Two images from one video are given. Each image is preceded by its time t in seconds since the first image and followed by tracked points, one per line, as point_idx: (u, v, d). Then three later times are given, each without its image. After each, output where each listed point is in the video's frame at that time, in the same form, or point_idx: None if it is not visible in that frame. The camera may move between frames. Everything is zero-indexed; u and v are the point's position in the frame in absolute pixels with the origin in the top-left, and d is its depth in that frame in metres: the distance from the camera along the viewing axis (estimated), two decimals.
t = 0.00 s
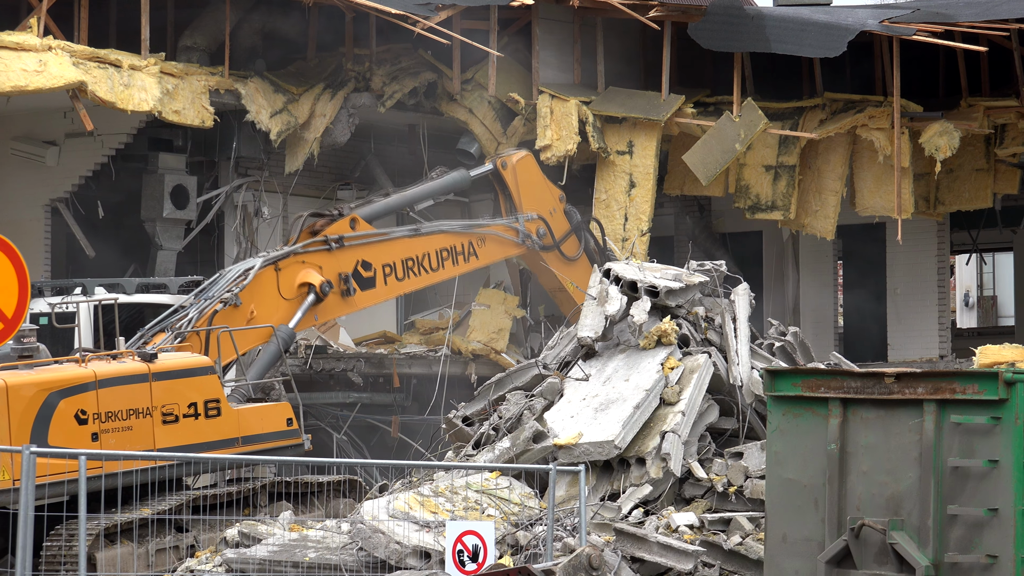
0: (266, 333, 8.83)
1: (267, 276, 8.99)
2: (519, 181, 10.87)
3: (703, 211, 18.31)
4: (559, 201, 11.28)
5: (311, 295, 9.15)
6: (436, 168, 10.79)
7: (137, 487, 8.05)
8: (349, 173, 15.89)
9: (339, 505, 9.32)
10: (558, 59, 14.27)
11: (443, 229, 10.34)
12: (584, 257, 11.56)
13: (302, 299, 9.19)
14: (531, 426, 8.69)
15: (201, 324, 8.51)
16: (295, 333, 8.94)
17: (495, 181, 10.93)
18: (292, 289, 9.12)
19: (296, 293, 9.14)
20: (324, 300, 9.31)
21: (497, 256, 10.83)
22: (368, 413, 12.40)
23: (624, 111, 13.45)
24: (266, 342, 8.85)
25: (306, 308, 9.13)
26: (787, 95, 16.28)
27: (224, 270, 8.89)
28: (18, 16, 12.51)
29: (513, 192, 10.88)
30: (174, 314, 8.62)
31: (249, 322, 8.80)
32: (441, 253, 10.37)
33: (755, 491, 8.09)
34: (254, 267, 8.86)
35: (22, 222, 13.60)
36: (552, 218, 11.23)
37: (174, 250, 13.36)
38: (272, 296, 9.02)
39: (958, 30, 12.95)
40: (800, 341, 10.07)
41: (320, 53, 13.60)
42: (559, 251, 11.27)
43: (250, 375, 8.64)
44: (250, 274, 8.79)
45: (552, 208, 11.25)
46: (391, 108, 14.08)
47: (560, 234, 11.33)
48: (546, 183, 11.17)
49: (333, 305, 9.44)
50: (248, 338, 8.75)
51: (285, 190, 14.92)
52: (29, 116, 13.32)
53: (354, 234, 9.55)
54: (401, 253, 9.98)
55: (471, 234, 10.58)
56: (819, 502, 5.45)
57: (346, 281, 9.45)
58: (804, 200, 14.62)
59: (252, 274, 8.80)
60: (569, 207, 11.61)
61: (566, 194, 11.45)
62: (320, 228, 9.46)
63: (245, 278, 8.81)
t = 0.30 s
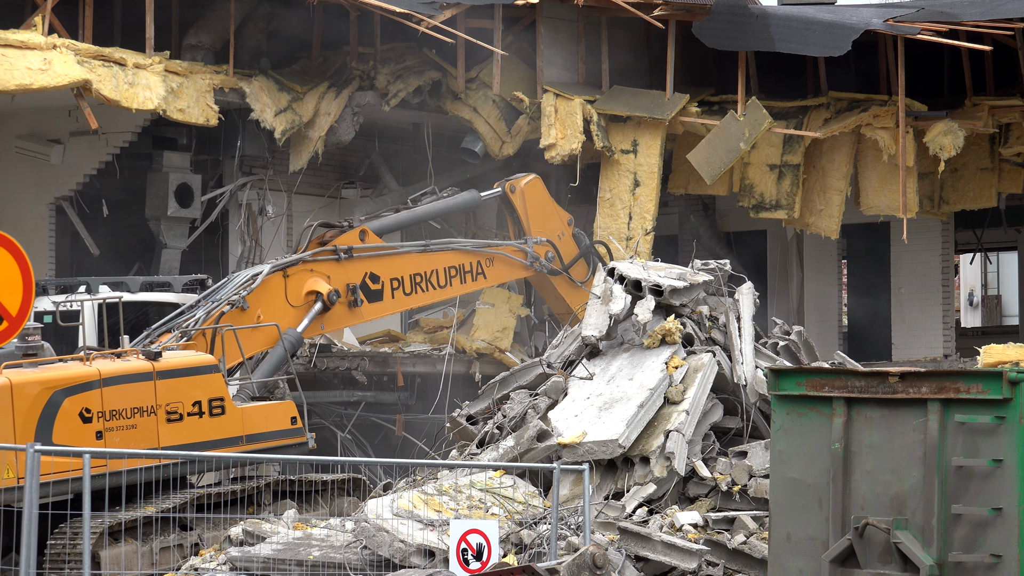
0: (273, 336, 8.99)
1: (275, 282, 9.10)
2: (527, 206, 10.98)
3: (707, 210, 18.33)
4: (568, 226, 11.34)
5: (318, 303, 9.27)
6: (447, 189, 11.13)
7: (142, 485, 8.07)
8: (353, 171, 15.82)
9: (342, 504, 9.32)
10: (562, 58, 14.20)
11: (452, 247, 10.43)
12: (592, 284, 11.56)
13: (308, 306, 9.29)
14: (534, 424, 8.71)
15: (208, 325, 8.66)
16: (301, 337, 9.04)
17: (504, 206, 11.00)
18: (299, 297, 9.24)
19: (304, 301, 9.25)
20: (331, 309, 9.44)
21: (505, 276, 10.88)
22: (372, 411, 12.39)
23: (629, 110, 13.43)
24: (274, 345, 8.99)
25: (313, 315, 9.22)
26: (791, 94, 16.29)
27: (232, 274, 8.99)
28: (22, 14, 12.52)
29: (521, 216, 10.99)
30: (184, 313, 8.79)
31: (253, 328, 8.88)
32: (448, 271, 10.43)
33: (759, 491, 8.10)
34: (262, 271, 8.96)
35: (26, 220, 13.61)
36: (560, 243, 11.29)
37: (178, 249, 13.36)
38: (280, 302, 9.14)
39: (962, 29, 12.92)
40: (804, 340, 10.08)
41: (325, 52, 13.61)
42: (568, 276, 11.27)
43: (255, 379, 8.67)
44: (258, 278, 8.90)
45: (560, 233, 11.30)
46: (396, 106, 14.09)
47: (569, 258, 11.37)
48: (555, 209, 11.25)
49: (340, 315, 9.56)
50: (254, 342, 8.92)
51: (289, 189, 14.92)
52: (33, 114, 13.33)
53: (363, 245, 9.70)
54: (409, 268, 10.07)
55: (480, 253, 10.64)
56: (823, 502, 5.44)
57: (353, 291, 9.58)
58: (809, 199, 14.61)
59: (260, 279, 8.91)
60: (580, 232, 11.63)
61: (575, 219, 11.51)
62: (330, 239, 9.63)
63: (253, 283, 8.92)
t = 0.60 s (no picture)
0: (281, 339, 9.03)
1: (286, 286, 9.19)
2: (538, 227, 11.19)
3: (714, 208, 18.35)
4: (580, 245, 11.58)
5: (327, 309, 9.37)
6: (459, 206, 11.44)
7: (148, 482, 8.09)
8: (361, 168, 15.90)
9: (349, 500, 9.36)
10: (569, 57, 14.25)
11: (465, 262, 10.54)
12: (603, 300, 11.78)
13: (318, 312, 9.39)
14: (541, 422, 8.72)
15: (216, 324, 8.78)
16: (310, 340, 9.06)
17: (515, 227, 11.23)
18: (310, 303, 9.33)
19: (313, 306, 9.34)
20: (340, 316, 9.53)
21: (516, 294, 11.03)
22: (378, 409, 12.37)
23: (636, 108, 13.45)
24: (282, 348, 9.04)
25: (322, 320, 9.33)
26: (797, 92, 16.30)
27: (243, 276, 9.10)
28: (30, 11, 12.53)
29: (532, 237, 11.20)
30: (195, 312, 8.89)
31: (262, 330, 8.92)
32: (460, 285, 10.55)
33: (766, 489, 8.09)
34: (272, 275, 9.06)
35: (33, 217, 13.63)
36: (572, 262, 11.52)
37: (185, 246, 13.37)
38: (289, 306, 9.22)
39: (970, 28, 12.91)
40: (810, 338, 10.09)
41: (332, 49, 13.61)
42: (580, 295, 11.49)
43: (263, 376, 8.78)
44: (268, 281, 8.99)
45: (572, 252, 11.53)
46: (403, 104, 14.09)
47: (581, 277, 11.59)
48: (565, 228, 11.48)
49: (349, 322, 9.66)
50: (261, 345, 8.93)
51: (296, 186, 14.92)
52: (40, 111, 13.35)
53: (375, 254, 9.81)
54: (420, 279, 10.20)
55: (493, 270, 10.78)
56: (829, 500, 5.44)
57: (364, 300, 9.67)
58: (816, 197, 14.61)
59: (270, 282, 9.00)
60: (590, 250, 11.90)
61: (586, 237, 11.75)
62: (342, 247, 9.73)
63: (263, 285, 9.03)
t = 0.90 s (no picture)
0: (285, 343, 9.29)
1: (290, 291, 9.39)
2: (539, 249, 11.34)
3: (716, 205, 18.36)
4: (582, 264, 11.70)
5: (330, 315, 9.56)
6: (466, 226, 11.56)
7: (150, 480, 8.11)
8: (364, 166, 15.90)
9: (350, 497, 9.38)
10: (572, 54, 14.30)
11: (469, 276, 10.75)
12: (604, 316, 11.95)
13: (321, 318, 9.58)
14: (543, 420, 8.77)
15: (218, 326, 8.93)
16: (313, 344, 9.27)
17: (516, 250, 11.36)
18: (313, 308, 9.54)
19: (317, 313, 9.55)
20: (343, 323, 9.72)
21: (519, 313, 11.21)
22: (380, 406, 12.35)
23: (638, 106, 13.43)
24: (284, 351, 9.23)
25: (324, 326, 9.50)
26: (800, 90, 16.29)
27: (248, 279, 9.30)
28: (32, 8, 12.53)
29: (533, 259, 11.36)
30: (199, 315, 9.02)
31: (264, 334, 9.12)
32: (464, 299, 10.75)
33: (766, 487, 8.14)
34: (276, 278, 9.27)
35: (35, 214, 13.63)
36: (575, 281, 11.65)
37: (188, 243, 13.37)
38: (293, 311, 9.42)
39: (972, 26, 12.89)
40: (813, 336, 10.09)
41: (335, 46, 13.59)
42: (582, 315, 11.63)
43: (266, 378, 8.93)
44: (272, 284, 9.20)
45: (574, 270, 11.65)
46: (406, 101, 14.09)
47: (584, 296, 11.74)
48: (567, 247, 11.63)
49: (352, 331, 9.85)
50: (266, 349, 9.23)
51: (298, 183, 14.93)
52: (43, 108, 13.36)
53: (379, 263, 10.01)
54: (423, 291, 10.40)
55: (497, 286, 10.96)
56: (831, 498, 5.44)
57: (367, 308, 9.87)
58: (818, 194, 14.61)
59: (274, 285, 9.20)
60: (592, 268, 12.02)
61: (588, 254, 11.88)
62: (347, 256, 9.95)
63: (267, 288, 9.23)
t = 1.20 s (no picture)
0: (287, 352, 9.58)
1: (293, 300, 9.80)
2: (535, 283, 12.08)
3: (716, 205, 18.38)
4: (576, 294, 12.49)
5: (332, 328, 9.97)
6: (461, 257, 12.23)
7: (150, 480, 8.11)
8: (363, 166, 15.88)
9: (350, 497, 9.37)
10: (572, 54, 14.33)
11: (470, 302, 11.29)
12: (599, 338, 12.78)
13: (322, 331, 9.99)
14: (544, 420, 8.77)
15: (221, 330, 9.24)
16: (316, 353, 9.64)
17: (512, 285, 12.10)
18: (315, 321, 9.95)
19: (318, 325, 9.96)
20: (343, 338, 10.13)
21: (517, 340, 11.80)
22: (380, 406, 12.33)
23: (638, 105, 13.44)
24: (286, 359, 9.55)
25: (325, 338, 9.91)
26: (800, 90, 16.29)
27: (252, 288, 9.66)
28: (32, 9, 12.53)
29: (531, 293, 12.09)
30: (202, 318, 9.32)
31: (267, 341, 9.48)
32: (463, 324, 11.27)
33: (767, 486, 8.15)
34: (279, 288, 9.67)
35: (35, 214, 13.63)
36: (571, 309, 12.40)
37: (187, 243, 13.36)
38: (296, 322, 9.82)
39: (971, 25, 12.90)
40: (812, 335, 10.11)
41: (334, 46, 13.60)
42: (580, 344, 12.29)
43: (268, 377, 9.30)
44: (274, 293, 9.60)
45: (569, 300, 12.43)
46: (405, 101, 14.09)
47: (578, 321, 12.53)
48: (561, 280, 12.39)
49: (351, 346, 10.28)
50: (268, 356, 9.51)
51: (298, 183, 14.93)
52: (43, 109, 13.36)
53: (381, 281, 10.50)
54: (424, 313, 10.89)
55: (495, 314, 11.56)
56: (832, 497, 5.44)
57: (367, 324, 10.33)
58: (818, 194, 14.61)
59: (277, 294, 9.60)
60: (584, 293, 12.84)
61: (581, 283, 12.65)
62: (351, 273, 10.45)
63: (271, 297, 9.62)
